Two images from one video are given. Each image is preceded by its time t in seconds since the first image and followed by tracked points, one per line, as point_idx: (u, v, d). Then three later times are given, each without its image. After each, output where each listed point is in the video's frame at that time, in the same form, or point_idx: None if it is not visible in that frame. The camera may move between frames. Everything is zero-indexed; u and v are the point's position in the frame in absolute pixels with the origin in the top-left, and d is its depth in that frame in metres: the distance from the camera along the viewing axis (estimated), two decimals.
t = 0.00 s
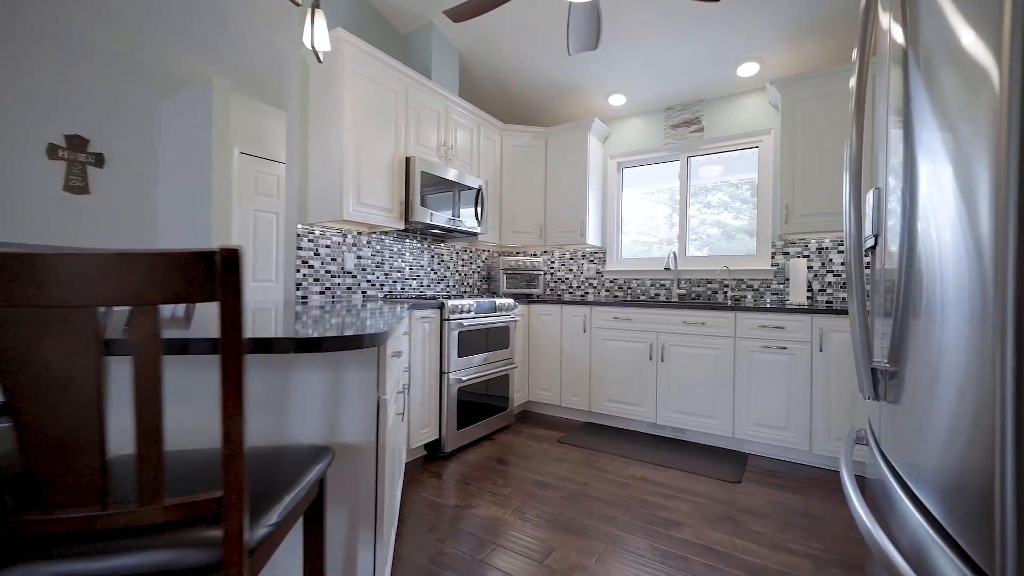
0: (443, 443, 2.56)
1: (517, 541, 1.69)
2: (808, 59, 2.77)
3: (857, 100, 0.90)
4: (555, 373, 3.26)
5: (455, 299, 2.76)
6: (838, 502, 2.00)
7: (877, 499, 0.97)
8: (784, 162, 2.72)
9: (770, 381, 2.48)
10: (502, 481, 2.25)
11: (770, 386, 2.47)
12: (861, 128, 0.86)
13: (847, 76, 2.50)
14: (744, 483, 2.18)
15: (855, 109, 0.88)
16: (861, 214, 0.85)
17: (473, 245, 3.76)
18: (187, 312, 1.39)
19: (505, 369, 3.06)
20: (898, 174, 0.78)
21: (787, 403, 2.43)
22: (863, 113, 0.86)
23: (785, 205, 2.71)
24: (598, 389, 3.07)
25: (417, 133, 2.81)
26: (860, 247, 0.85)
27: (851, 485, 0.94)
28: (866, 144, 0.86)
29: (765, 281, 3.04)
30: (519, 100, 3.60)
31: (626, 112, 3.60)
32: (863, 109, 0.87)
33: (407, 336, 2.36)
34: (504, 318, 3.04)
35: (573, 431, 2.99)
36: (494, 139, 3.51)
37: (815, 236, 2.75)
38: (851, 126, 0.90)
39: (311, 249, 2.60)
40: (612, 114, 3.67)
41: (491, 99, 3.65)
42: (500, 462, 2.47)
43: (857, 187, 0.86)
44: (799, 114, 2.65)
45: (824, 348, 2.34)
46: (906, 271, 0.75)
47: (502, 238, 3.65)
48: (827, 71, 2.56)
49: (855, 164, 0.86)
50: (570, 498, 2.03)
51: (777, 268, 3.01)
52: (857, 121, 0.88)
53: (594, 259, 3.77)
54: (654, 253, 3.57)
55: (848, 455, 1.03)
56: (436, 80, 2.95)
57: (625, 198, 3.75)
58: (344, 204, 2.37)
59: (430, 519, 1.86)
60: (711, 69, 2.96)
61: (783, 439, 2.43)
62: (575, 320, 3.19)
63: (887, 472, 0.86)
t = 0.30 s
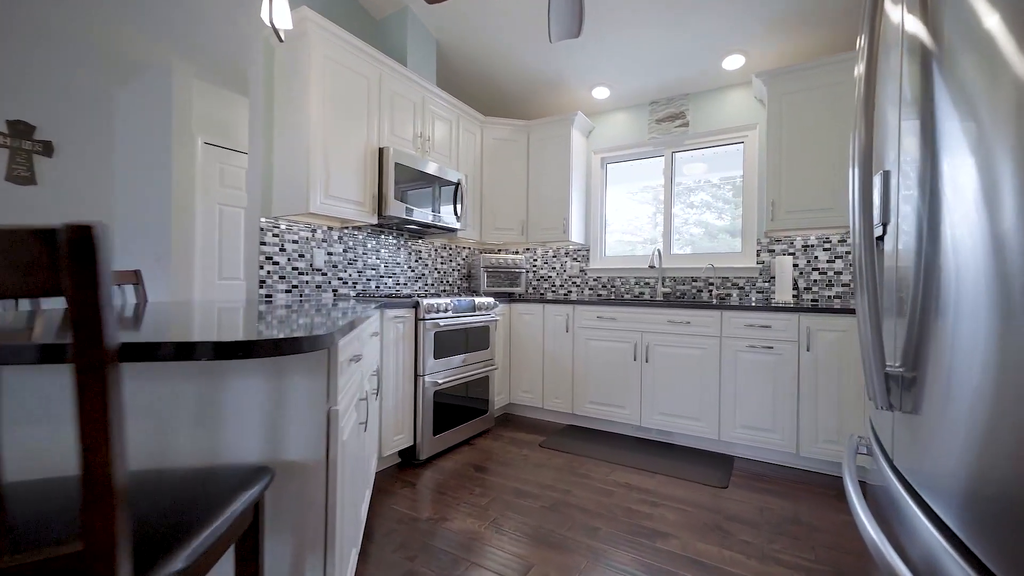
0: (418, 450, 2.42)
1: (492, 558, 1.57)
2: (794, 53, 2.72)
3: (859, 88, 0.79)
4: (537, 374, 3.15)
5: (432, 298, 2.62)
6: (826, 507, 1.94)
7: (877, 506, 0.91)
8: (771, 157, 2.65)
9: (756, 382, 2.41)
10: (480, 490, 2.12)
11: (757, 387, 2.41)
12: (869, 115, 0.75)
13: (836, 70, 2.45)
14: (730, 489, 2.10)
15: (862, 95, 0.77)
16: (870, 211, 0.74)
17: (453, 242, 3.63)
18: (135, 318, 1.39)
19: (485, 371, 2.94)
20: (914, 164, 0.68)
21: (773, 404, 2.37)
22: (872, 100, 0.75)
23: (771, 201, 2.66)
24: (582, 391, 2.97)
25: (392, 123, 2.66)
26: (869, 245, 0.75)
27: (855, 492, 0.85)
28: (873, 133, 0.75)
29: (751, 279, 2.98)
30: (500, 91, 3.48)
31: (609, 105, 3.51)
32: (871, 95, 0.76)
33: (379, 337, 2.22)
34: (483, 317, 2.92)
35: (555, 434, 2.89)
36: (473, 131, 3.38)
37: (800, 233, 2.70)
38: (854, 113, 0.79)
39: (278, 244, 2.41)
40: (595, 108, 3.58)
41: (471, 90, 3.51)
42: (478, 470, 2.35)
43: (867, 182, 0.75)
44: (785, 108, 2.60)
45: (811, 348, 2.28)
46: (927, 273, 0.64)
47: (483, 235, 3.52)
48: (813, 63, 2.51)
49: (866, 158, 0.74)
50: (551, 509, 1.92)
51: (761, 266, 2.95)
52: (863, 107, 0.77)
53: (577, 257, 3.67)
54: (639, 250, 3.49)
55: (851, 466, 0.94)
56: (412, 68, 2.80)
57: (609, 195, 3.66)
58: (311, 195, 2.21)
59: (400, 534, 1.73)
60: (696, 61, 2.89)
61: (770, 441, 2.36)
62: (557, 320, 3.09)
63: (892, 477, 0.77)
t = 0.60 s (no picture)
0: (397, 459, 2.30)
1: None
2: (785, 47, 2.66)
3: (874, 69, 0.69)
4: (523, 378, 3.05)
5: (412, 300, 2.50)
6: (820, 516, 1.88)
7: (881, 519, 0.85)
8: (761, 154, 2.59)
9: (747, 386, 2.34)
10: (461, 502, 2.02)
11: (749, 391, 2.34)
12: (889, 102, 0.64)
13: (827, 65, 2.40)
14: (721, 497, 2.02)
15: (879, 78, 0.66)
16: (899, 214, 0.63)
17: (436, 241, 3.51)
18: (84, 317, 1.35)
19: (468, 375, 2.82)
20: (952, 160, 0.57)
21: (764, 408, 2.30)
22: (893, 84, 0.64)
23: (761, 199, 2.60)
24: (568, 395, 2.88)
25: (369, 115, 2.53)
26: (893, 253, 0.64)
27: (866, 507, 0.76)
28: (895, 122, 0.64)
29: (740, 279, 2.92)
30: (485, 86, 3.37)
31: (597, 101, 3.43)
32: (890, 79, 0.65)
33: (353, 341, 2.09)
34: (467, 319, 2.80)
35: (541, 441, 2.79)
36: (456, 126, 3.26)
37: (790, 232, 2.65)
38: (868, 103, 0.69)
39: (247, 242, 2.26)
40: (583, 103, 3.49)
41: (454, 84, 3.39)
42: (460, 480, 2.24)
43: (888, 181, 0.64)
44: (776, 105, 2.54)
45: (803, 351, 2.21)
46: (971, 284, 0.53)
47: (467, 233, 3.41)
48: (804, 57, 2.46)
49: (886, 153, 0.64)
50: (536, 522, 1.82)
51: (751, 266, 2.89)
52: (879, 93, 0.67)
53: (564, 257, 3.58)
54: (627, 250, 3.41)
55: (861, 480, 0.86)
56: (391, 58, 2.66)
57: (596, 193, 3.58)
58: (279, 190, 2.07)
59: (373, 553, 1.61)
60: (685, 56, 2.81)
61: (760, 447, 2.30)
62: (543, 321, 2.99)
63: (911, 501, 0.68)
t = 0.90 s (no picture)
0: (377, 469, 2.18)
1: None
2: (779, 40, 2.60)
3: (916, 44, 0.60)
4: (511, 380, 2.95)
5: (393, 300, 2.38)
6: (818, 524, 1.81)
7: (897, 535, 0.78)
8: (755, 150, 2.52)
9: (742, 389, 2.26)
10: (444, 514, 1.91)
11: (743, 394, 2.26)
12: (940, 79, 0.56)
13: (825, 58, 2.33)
14: (716, 506, 1.94)
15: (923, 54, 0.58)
16: (937, 209, 0.56)
17: (421, 239, 3.39)
18: (31, 316, 1.27)
19: (454, 378, 2.71)
20: (964, 150, 0.51)
21: (759, 411, 2.22)
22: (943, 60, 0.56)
23: (755, 195, 2.53)
24: (558, 398, 2.78)
25: (349, 105, 2.41)
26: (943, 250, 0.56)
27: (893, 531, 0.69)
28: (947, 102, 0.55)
29: (733, 279, 2.85)
30: (472, 79, 3.27)
31: (587, 96, 3.34)
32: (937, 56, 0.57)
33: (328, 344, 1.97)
34: (452, 320, 2.69)
35: (529, 446, 2.69)
36: (442, 120, 3.15)
37: (784, 230, 2.58)
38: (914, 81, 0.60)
39: (215, 238, 2.13)
40: (573, 98, 3.40)
41: (440, 76, 3.28)
42: (444, 490, 2.13)
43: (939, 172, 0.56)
44: (771, 99, 2.47)
45: (799, 352, 2.14)
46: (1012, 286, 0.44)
47: (453, 231, 3.30)
48: (798, 50, 2.39)
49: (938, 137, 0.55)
50: (522, 535, 1.72)
51: (745, 265, 2.82)
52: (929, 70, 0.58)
53: (554, 256, 3.49)
54: (618, 249, 3.33)
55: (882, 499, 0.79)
56: (372, 46, 2.54)
57: (586, 191, 3.49)
58: (249, 183, 1.94)
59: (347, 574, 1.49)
60: (678, 49, 2.74)
61: (755, 451, 2.22)
62: (532, 322, 2.89)
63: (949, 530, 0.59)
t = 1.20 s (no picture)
0: (351, 480, 2.05)
1: None
2: (774, 30, 2.51)
3: None
4: (496, 383, 2.83)
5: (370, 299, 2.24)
6: (817, 534, 1.73)
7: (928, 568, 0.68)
8: (748, 144, 2.44)
9: (736, 392, 2.17)
10: (422, 529, 1.78)
11: (737, 398, 2.17)
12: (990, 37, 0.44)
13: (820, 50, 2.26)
14: (710, 517, 1.85)
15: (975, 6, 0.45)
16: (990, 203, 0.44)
17: (402, 236, 3.25)
18: None
19: (436, 382, 2.58)
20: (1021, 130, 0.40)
21: (753, 416, 2.13)
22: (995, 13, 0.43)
23: (748, 191, 2.44)
24: (545, 402, 2.67)
25: (322, 92, 2.26)
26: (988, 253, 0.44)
27: None
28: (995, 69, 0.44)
29: (725, 278, 2.76)
30: (456, 69, 3.14)
31: (574, 89, 3.23)
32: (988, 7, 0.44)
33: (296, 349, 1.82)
34: (434, 321, 2.56)
35: (515, 453, 2.57)
36: (424, 112, 3.01)
37: (777, 227, 2.51)
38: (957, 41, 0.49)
39: (175, 232, 1.96)
40: (560, 91, 3.29)
41: (422, 67, 3.14)
42: (423, 502, 2.00)
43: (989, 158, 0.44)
44: (765, 92, 2.39)
45: (795, 354, 2.06)
46: None
47: (436, 228, 3.16)
48: (793, 41, 2.32)
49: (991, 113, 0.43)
50: (506, 553, 1.60)
51: (737, 263, 2.74)
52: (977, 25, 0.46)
53: (541, 254, 3.37)
54: (607, 247, 3.23)
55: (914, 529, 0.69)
56: (348, 31, 2.39)
57: (574, 187, 3.38)
58: (208, 173, 1.78)
59: None
60: (669, 39, 2.64)
61: (749, 458, 2.14)
62: (518, 323, 2.77)
63: (992, 559, 0.51)
